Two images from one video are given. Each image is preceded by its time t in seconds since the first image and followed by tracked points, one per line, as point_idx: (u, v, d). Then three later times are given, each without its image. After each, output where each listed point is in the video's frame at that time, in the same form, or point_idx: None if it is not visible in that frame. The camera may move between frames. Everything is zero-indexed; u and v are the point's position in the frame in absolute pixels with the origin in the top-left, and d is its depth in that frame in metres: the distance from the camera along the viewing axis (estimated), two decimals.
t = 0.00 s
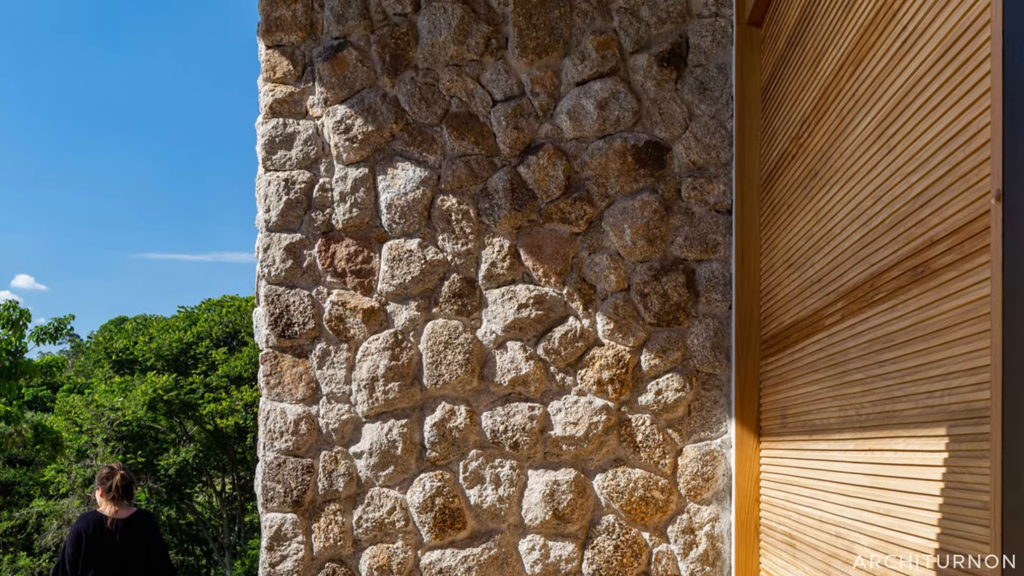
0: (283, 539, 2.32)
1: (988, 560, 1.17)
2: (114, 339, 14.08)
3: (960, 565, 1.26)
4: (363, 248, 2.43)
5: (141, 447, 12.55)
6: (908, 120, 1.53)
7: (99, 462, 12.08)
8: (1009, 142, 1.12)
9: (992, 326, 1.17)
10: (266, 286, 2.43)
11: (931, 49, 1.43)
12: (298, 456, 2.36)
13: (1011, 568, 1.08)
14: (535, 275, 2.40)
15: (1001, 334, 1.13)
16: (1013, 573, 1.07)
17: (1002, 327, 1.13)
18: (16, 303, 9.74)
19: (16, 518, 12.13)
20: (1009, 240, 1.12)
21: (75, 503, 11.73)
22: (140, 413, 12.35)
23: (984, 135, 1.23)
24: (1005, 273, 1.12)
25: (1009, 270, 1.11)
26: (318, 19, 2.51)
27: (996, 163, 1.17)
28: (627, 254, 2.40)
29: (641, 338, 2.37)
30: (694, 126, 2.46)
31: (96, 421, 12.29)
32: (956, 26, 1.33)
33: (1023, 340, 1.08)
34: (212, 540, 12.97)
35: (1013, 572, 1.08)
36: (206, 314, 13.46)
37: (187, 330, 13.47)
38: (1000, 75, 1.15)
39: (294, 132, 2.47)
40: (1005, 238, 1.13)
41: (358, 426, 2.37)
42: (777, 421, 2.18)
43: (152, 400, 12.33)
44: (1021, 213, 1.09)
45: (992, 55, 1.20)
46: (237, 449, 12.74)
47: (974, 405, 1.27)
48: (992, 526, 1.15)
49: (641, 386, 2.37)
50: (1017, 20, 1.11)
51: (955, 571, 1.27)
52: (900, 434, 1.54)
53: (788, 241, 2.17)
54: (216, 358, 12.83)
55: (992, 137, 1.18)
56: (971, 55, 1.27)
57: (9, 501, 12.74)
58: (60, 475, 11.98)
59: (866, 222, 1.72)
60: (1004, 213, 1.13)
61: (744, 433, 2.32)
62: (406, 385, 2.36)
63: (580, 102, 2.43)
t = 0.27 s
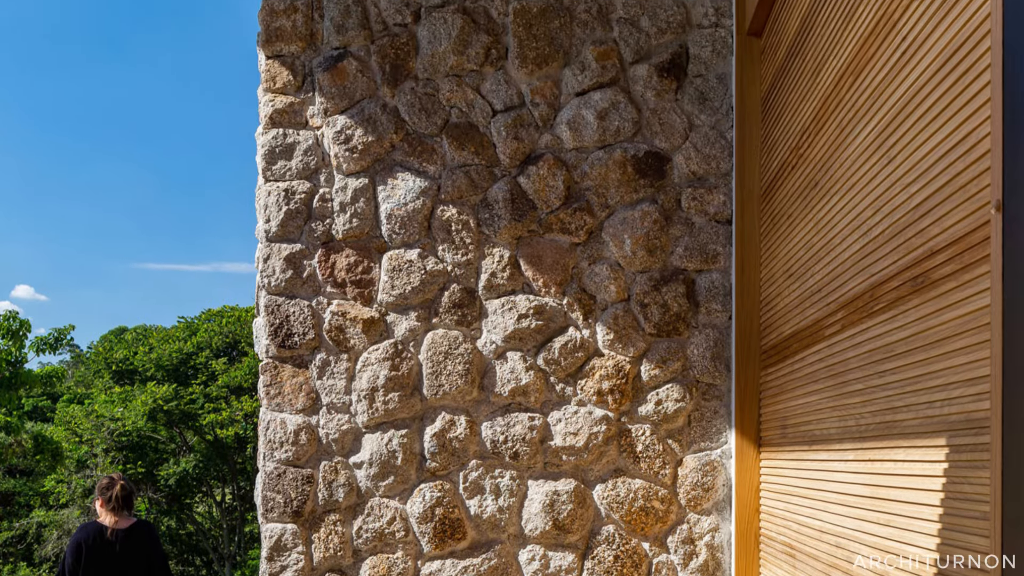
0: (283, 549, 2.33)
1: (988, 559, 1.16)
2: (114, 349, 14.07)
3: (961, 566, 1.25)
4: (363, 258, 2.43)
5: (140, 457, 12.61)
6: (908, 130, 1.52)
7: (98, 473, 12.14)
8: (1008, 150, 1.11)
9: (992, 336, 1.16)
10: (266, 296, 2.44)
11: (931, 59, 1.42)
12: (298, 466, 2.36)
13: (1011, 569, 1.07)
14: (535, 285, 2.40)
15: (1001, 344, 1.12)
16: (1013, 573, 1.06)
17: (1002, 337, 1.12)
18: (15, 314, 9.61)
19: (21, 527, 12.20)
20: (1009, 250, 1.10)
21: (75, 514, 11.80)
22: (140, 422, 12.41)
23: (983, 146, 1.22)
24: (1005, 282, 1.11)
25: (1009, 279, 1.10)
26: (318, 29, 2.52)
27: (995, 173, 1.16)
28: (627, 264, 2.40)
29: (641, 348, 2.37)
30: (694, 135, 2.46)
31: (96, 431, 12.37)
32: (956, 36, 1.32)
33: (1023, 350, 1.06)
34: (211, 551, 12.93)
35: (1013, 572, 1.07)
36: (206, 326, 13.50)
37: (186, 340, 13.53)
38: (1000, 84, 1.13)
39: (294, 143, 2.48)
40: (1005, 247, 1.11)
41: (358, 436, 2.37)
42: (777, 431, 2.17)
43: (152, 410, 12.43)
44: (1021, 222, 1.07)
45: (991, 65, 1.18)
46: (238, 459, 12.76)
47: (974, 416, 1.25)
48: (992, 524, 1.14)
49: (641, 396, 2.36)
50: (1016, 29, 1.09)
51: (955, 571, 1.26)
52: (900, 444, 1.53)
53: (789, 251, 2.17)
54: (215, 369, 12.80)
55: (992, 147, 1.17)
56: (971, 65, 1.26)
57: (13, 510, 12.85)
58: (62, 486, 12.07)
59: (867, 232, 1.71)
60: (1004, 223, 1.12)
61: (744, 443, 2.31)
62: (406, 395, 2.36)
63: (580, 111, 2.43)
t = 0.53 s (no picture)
0: (283, 559, 2.33)
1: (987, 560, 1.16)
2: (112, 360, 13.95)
3: (961, 566, 1.25)
4: (363, 268, 2.43)
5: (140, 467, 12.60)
6: (908, 140, 1.52)
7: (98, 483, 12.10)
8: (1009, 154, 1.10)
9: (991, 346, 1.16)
10: (266, 306, 2.43)
11: (932, 69, 1.42)
12: (298, 476, 2.36)
13: (1010, 569, 1.08)
14: (535, 296, 2.40)
15: (1001, 354, 1.12)
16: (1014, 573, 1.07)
17: (1002, 347, 1.11)
18: (16, 322, 9.11)
19: (20, 537, 12.19)
20: (1008, 261, 1.10)
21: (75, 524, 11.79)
22: (140, 433, 12.39)
23: (983, 156, 1.22)
24: (1005, 293, 1.11)
25: (1008, 290, 1.10)
26: (318, 40, 2.49)
27: (995, 183, 1.15)
28: (627, 275, 2.41)
29: (641, 358, 2.37)
30: (694, 146, 2.47)
31: (96, 442, 12.35)
32: (956, 46, 1.32)
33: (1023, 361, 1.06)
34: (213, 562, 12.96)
35: (1013, 572, 1.07)
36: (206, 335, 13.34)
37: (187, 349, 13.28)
38: (1000, 94, 1.13)
39: (294, 153, 2.46)
40: (1005, 257, 1.11)
41: (358, 446, 2.37)
42: (777, 441, 2.18)
43: (151, 420, 12.37)
44: (1021, 232, 1.07)
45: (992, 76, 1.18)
46: (237, 470, 12.73)
47: (974, 426, 1.26)
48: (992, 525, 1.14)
49: (641, 406, 2.37)
50: (1017, 40, 1.09)
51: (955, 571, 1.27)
52: (900, 454, 1.53)
53: (789, 261, 2.18)
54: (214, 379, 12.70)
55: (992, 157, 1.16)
56: (972, 75, 1.27)
57: (11, 520, 12.82)
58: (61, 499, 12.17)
59: (866, 242, 1.72)
60: (1004, 233, 1.12)
61: (744, 454, 2.32)
62: (406, 406, 2.36)
63: (580, 122, 2.44)
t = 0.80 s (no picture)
0: (283, 569, 2.33)
1: (987, 560, 1.16)
2: (114, 369, 13.95)
3: (961, 566, 1.26)
4: (363, 279, 2.43)
5: (140, 477, 12.59)
6: (908, 151, 1.53)
7: (99, 493, 12.08)
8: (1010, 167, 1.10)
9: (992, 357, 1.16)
10: (266, 316, 2.44)
11: (931, 80, 1.43)
12: (298, 486, 2.37)
13: (1010, 569, 1.08)
14: (535, 306, 2.41)
15: (1002, 365, 1.11)
16: (1014, 573, 1.07)
17: (1002, 358, 1.11)
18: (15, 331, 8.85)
19: (20, 548, 12.16)
20: (1009, 272, 1.10)
21: (74, 534, 11.77)
22: (140, 443, 12.39)
23: (983, 166, 1.22)
24: (1005, 304, 1.11)
25: (1009, 300, 1.10)
26: (318, 50, 2.50)
27: (995, 194, 1.15)
28: (627, 285, 2.41)
29: (641, 369, 2.38)
30: (694, 156, 2.48)
31: (96, 451, 12.29)
32: (956, 56, 1.33)
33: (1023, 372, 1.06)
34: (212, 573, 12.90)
35: (1013, 572, 1.07)
36: (206, 347, 13.26)
37: (186, 360, 13.26)
38: (1000, 104, 1.13)
39: (294, 163, 2.47)
40: (1006, 268, 1.11)
41: (357, 456, 2.38)
42: (777, 452, 2.18)
43: (152, 431, 12.45)
44: (1021, 243, 1.06)
45: (992, 87, 1.19)
46: (237, 480, 12.72)
47: (974, 436, 1.26)
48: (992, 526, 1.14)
49: (641, 417, 2.37)
50: (1016, 50, 1.09)
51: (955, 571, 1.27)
52: (900, 465, 1.53)
53: (789, 272, 2.18)
54: (216, 390, 12.71)
55: (992, 167, 1.16)
56: (971, 86, 1.27)
57: (11, 531, 12.81)
58: (61, 507, 11.97)
59: (866, 252, 1.72)
60: (1004, 244, 1.11)
61: (744, 463, 2.33)
62: (406, 416, 2.37)
63: (580, 132, 2.45)
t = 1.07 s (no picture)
0: None
1: (987, 559, 1.16)
2: (114, 380, 13.94)
3: (961, 566, 1.26)
4: (363, 289, 2.44)
5: (140, 487, 12.57)
6: (908, 161, 1.53)
7: (99, 504, 12.07)
8: (1010, 177, 1.10)
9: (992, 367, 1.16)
10: (266, 326, 2.44)
11: (932, 90, 1.44)
12: (298, 496, 2.37)
13: (1010, 569, 1.07)
14: (535, 316, 2.41)
15: (1001, 375, 1.12)
16: (1014, 572, 1.06)
17: (1002, 368, 1.12)
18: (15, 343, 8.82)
19: (20, 558, 12.15)
20: (1009, 282, 1.10)
21: (75, 544, 11.78)
22: (140, 453, 12.40)
23: (984, 176, 1.23)
24: (1005, 313, 1.11)
25: (1009, 310, 1.10)
26: (318, 60, 2.51)
27: (995, 204, 1.15)
28: (627, 295, 2.42)
29: (641, 379, 2.38)
30: (694, 166, 2.49)
31: (96, 462, 12.33)
32: (956, 66, 1.34)
33: (1022, 383, 1.06)
34: None
35: (1013, 572, 1.07)
36: (206, 356, 13.22)
37: (186, 370, 13.15)
38: (1000, 113, 1.13)
39: (294, 174, 2.48)
40: (1005, 278, 1.11)
41: (358, 466, 2.38)
42: (777, 462, 2.19)
43: (153, 441, 12.42)
44: (1021, 253, 1.07)
45: (992, 97, 1.19)
46: (237, 490, 12.63)
47: (974, 446, 1.26)
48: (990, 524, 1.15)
49: (641, 427, 2.37)
50: (1016, 60, 1.09)
51: (954, 571, 1.27)
52: (900, 475, 1.53)
53: (789, 282, 2.19)
54: (215, 400, 12.64)
55: (992, 177, 1.16)
56: (971, 96, 1.28)
57: (12, 540, 12.81)
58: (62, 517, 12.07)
59: (866, 263, 1.72)
60: (1004, 254, 1.11)
61: (744, 474, 2.33)
62: (406, 426, 2.37)
63: (580, 143, 2.46)
